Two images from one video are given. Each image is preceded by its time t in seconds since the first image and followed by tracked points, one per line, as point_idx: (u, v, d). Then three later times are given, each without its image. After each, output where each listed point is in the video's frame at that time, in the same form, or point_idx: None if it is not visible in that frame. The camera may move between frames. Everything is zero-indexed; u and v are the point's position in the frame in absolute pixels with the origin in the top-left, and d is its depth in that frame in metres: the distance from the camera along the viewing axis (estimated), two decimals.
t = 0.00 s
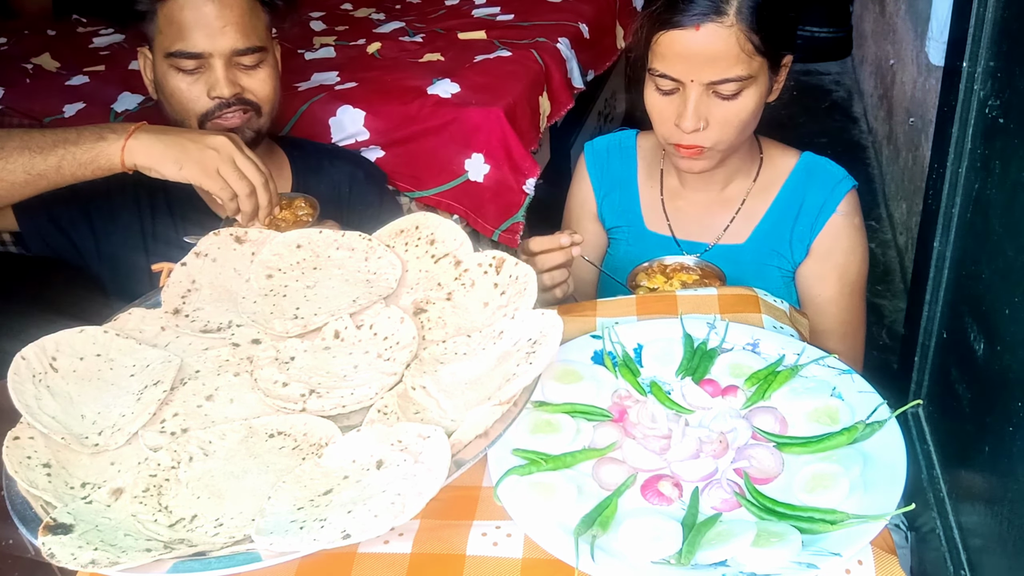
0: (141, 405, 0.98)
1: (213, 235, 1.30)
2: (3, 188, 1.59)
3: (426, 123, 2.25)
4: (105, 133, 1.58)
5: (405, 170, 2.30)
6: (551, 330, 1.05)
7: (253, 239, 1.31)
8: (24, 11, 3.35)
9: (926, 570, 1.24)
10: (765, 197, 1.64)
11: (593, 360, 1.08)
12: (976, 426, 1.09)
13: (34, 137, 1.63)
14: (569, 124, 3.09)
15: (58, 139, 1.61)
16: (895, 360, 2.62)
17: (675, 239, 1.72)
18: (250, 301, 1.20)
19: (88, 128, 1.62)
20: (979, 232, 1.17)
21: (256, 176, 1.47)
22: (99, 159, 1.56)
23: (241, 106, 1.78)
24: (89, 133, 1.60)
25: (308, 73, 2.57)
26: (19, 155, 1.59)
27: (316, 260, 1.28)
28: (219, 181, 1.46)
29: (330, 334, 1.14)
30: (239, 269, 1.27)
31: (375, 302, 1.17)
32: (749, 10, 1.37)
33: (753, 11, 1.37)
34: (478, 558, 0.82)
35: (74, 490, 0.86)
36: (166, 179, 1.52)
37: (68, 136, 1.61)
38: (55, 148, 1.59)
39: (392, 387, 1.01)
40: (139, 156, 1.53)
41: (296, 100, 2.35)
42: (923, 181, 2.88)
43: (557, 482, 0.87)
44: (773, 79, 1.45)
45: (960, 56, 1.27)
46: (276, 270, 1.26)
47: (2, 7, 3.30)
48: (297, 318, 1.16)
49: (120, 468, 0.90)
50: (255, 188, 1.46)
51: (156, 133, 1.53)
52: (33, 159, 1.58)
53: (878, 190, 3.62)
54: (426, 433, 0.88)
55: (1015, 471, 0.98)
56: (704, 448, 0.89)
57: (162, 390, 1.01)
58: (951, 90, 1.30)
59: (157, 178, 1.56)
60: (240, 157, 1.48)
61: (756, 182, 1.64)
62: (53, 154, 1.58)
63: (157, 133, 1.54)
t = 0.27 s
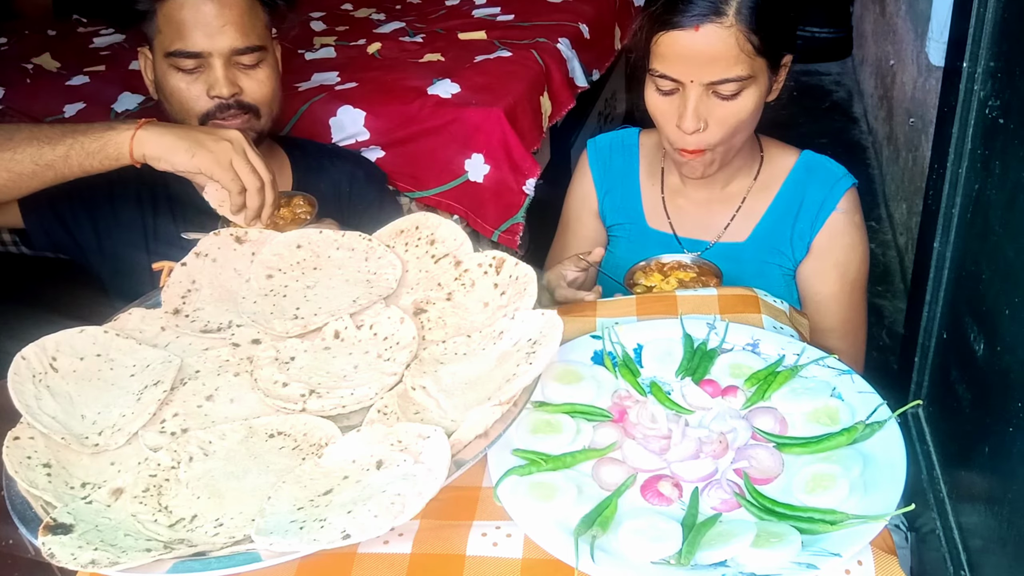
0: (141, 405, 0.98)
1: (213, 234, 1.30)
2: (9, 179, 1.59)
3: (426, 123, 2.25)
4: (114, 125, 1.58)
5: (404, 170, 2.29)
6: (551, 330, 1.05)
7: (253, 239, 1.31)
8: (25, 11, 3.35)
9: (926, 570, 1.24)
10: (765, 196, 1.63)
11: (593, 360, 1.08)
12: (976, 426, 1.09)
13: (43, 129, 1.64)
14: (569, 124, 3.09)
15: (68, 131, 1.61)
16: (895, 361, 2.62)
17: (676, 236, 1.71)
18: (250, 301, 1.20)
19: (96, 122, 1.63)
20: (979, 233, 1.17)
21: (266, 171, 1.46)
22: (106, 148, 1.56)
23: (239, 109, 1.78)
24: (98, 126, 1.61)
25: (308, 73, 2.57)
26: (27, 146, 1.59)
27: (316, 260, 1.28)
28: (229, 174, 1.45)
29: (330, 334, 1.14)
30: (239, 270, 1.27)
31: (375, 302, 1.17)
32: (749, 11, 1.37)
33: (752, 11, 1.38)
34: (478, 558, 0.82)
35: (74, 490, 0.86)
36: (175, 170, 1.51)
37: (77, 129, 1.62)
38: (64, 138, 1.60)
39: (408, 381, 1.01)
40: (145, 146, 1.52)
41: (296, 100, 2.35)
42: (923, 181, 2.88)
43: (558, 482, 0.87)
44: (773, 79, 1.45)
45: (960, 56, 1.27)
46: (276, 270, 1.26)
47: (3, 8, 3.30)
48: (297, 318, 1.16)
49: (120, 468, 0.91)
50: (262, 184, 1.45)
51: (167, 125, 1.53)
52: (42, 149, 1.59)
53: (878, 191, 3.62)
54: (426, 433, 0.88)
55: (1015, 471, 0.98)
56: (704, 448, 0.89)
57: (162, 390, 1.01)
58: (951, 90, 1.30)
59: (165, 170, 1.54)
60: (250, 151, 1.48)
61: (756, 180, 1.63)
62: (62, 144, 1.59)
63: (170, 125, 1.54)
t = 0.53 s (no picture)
0: (141, 405, 0.98)
1: (213, 234, 1.30)
2: (5, 183, 1.59)
3: (426, 123, 2.25)
4: (109, 126, 1.58)
5: (405, 170, 2.29)
6: (551, 330, 1.05)
7: (253, 239, 1.31)
8: (24, 12, 3.35)
9: (926, 570, 1.24)
10: (765, 194, 1.64)
11: (593, 360, 1.08)
12: (976, 426, 1.09)
13: (39, 132, 1.63)
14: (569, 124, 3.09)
15: (63, 134, 1.61)
16: (895, 361, 2.62)
17: (676, 235, 1.71)
18: (250, 301, 1.20)
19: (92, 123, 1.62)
20: (978, 233, 1.17)
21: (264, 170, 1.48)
22: (101, 152, 1.55)
23: (238, 112, 1.79)
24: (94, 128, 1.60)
25: (308, 73, 2.57)
26: (22, 150, 1.59)
27: (316, 260, 1.28)
28: (227, 173, 1.47)
29: (330, 334, 1.14)
30: (239, 270, 1.27)
31: (375, 302, 1.17)
32: (748, 9, 1.37)
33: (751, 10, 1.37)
34: (478, 558, 0.82)
35: (74, 490, 0.86)
36: (171, 172, 1.51)
37: (73, 130, 1.61)
38: (59, 141, 1.60)
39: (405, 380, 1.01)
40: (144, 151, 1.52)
41: (296, 100, 2.35)
42: (923, 181, 2.88)
43: (558, 482, 0.87)
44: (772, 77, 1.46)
45: (960, 56, 1.27)
46: (276, 270, 1.26)
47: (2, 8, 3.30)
48: (297, 318, 1.16)
49: (120, 468, 0.90)
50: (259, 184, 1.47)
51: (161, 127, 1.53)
52: (36, 153, 1.58)
53: (878, 190, 3.63)
54: (426, 433, 0.88)
55: (1015, 471, 0.98)
56: (704, 448, 0.89)
57: (162, 390, 1.01)
58: (951, 90, 1.30)
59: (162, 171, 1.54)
60: (248, 148, 1.50)
61: (755, 179, 1.64)
62: (56, 147, 1.58)
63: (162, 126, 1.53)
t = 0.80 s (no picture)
0: (141, 406, 0.98)
1: (213, 235, 1.30)
2: (8, 184, 1.58)
3: (426, 123, 2.25)
4: (106, 127, 1.58)
5: (404, 170, 2.28)
6: (551, 330, 1.05)
7: (253, 239, 1.31)
8: (24, 12, 3.35)
9: (926, 570, 1.24)
10: (765, 195, 1.64)
11: (593, 360, 1.08)
12: (977, 426, 1.09)
13: (36, 131, 1.61)
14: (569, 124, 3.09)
15: (60, 135, 1.59)
16: (895, 361, 2.62)
17: (675, 235, 1.71)
18: (250, 301, 1.20)
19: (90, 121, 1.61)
20: (979, 233, 1.17)
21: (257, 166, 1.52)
22: (101, 155, 1.57)
23: (241, 108, 1.79)
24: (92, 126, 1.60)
25: (308, 73, 2.57)
26: (21, 152, 1.57)
27: (316, 260, 1.29)
28: (223, 172, 1.51)
29: (330, 335, 1.14)
30: (239, 270, 1.27)
31: (375, 302, 1.17)
32: (751, 7, 1.36)
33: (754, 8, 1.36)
34: (478, 559, 0.82)
35: (74, 490, 0.86)
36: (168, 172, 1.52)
37: (71, 130, 1.60)
38: (57, 144, 1.58)
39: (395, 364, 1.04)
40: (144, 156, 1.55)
41: (296, 101, 2.35)
42: (923, 181, 2.88)
43: (558, 482, 0.87)
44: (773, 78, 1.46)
45: (960, 56, 1.27)
46: (276, 271, 1.26)
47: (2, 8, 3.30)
48: (297, 318, 1.16)
49: (120, 468, 0.91)
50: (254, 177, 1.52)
51: (159, 129, 1.53)
52: (35, 156, 1.57)
53: (878, 191, 3.63)
54: (426, 433, 0.88)
55: (1015, 471, 0.98)
56: (704, 448, 0.89)
57: (162, 390, 1.01)
58: (951, 90, 1.30)
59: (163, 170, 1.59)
60: (243, 144, 1.50)
61: (755, 180, 1.65)
62: (54, 150, 1.57)
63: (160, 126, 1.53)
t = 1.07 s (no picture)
0: (141, 406, 0.98)
1: (213, 235, 1.30)
2: (17, 184, 1.59)
3: (426, 123, 2.25)
4: (117, 135, 1.57)
5: (404, 171, 2.29)
6: (551, 330, 1.05)
7: (253, 239, 1.31)
8: (25, 12, 3.35)
9: (926, 570, 1.24)
10: (770, 202, 1.63)
11: (592, 360, 1.08)
12: (976, 426, 1.09)
13: (47, 134, 1.61)
14: (569, 124, 3.09)
15: (72, 140, 1.59)
16: (895, 361, 2.62)
17: (679, 240, 1.71)
18: (250, 301, 1.20)
19: (100, 124, 1.60)
20: (979, 233, 1.17)
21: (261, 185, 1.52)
22: (114, 164, 1.57)
23: (241, 107, 1.78)
24: (102, 132, 1.59)
25: (308, 73, 2.57)
26: (33, 155, 1.58)
27: (316, 260, 1.29)
28: (229, 189, 1.51)
29: (330, 335, 1.14)
30: (239, 270, 1.27)
31: (375, 302, 1.17)
32: None
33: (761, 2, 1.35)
34: (478, 558, 0.82)
35: (74, 491, 0.86)
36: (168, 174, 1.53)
37: (81, 135, 1.59)
38: (69, 149, 1.59)
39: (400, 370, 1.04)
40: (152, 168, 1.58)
41: (296, 100, 2.35)
42: (923, 181, 2.88)
43: (558, 482, 0.87)
44: (778, 80, 1.44)
45: (960, 56, 1.27)
46: (276, 270, 1.26)
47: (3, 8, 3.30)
48: (297, 318, 1.16)
49: (120, 468, 0.91)
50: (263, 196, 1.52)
51: (167, 145, 1.54)
52: (48, 160, 1.57)
53: (878, 190, 3.63)
54: (426, 432, 0.88)
55: (1015, 471, 0.98)
56: (704, 448, 0.89)
57: (162, 390, 1.01)
58: (951, 90, 1.30)
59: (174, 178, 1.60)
60: (250, 164, 1.51)
61: (761, 187, 1.63)
62: (67, 156, 1.58)
63: (167, 141, 1.54)
